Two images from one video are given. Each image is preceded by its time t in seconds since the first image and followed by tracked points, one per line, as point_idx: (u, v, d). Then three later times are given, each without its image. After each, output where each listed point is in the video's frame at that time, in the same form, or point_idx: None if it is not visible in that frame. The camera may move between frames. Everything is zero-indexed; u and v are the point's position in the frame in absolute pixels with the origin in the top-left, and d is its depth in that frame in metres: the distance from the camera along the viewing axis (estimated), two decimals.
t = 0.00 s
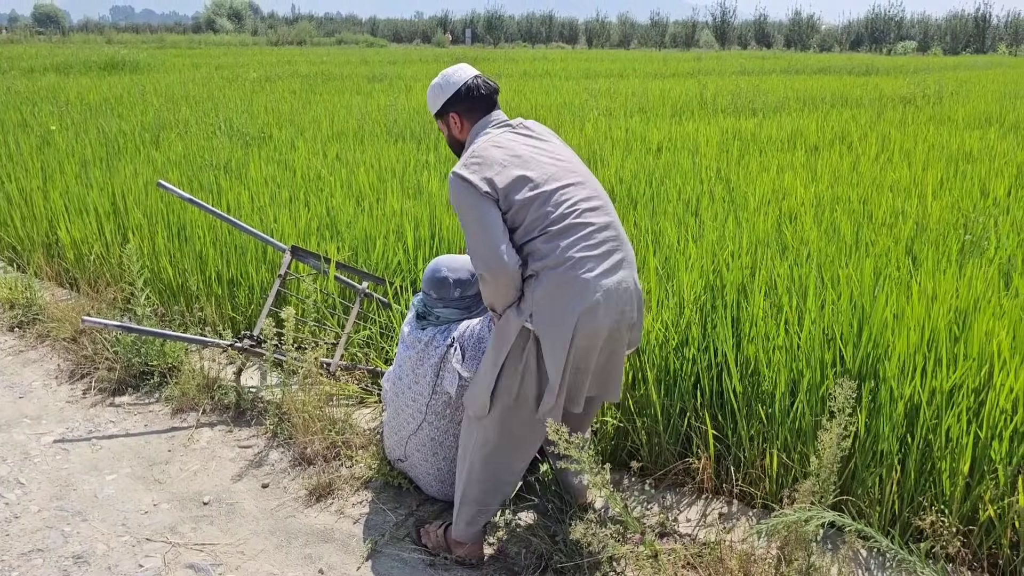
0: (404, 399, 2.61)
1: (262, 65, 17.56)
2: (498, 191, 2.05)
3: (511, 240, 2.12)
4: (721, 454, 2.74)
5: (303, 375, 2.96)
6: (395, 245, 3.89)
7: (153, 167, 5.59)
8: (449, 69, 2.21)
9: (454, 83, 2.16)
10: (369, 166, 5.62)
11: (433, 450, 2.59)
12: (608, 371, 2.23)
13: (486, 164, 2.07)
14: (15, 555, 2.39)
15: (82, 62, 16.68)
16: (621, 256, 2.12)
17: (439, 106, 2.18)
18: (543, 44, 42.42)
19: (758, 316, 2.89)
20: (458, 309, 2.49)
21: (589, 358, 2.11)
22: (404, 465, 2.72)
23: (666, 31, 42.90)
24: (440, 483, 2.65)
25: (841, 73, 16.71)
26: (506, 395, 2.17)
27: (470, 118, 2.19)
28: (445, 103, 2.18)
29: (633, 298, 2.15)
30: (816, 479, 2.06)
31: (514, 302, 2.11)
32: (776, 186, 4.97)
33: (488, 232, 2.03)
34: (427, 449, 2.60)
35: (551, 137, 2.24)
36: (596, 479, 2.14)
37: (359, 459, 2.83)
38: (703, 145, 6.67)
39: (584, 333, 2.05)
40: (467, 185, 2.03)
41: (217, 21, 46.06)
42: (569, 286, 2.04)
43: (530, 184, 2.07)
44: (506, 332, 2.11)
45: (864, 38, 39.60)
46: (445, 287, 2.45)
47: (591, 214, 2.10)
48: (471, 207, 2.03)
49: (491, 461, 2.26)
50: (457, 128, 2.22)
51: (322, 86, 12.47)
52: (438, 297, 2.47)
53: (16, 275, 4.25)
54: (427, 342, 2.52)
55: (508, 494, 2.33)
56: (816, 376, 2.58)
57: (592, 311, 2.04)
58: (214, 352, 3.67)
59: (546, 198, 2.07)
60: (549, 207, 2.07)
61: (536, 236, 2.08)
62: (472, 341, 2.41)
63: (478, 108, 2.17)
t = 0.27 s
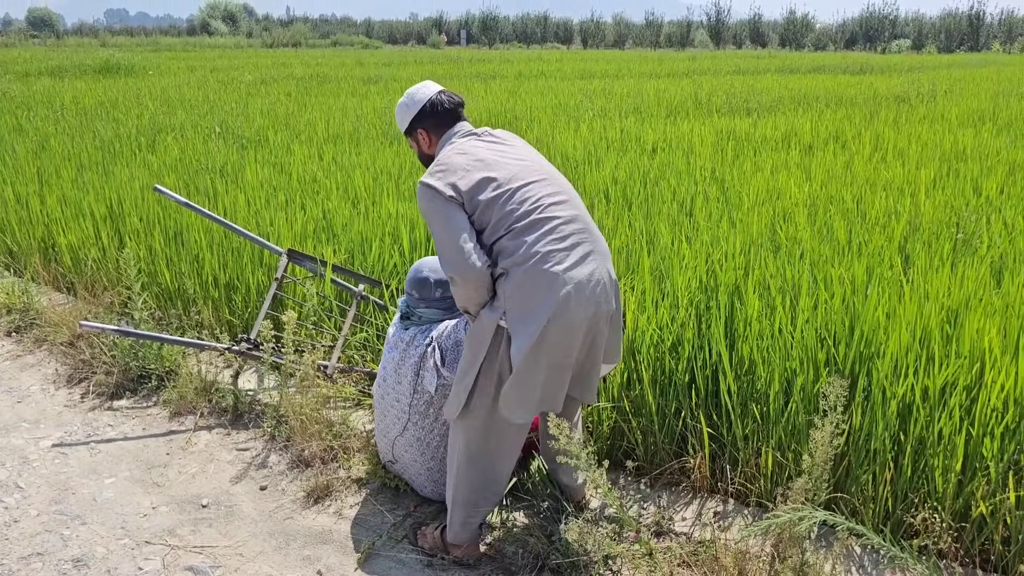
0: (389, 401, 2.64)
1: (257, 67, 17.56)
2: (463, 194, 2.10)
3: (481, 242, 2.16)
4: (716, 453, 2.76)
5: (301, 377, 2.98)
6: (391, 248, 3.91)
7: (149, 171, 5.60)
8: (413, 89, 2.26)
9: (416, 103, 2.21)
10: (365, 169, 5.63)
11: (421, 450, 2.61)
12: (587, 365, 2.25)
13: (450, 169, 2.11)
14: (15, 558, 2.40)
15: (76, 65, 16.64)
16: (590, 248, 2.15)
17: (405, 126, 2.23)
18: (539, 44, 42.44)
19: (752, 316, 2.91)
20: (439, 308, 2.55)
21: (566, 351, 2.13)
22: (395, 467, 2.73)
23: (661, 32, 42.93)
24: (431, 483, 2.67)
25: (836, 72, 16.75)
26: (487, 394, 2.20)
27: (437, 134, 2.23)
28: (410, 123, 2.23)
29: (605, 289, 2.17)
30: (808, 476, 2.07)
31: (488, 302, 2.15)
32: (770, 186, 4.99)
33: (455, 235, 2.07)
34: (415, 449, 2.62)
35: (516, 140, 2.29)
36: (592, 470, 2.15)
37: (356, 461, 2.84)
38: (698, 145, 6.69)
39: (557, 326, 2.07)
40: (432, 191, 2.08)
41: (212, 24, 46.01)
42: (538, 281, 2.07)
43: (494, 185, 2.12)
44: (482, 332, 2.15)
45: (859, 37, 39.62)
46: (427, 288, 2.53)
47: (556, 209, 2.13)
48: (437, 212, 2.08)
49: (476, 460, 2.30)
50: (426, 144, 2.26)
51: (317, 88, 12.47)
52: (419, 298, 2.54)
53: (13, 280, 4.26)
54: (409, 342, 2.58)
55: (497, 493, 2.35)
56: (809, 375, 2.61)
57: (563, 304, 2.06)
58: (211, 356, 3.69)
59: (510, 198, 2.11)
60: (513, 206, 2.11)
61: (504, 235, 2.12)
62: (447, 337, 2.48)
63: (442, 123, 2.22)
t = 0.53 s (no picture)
0: (382, 397, 2.64)
1: (253, 67, 17.55)
2: (454, 186, 2.12)
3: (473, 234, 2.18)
4: (712, 446, 2.78)
5: (298, 375, 2.99)
6: (388, 245, 3.92)
7: (145, 170, 5.60)
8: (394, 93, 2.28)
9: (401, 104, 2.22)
10: (362, 167, 5.64)
11: (417, 445, 2.62)
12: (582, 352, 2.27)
13: (440, 162, 2.14)
14: (15, 556, 2.41)
15: (72, 66, 16.62)
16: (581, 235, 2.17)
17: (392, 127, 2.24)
18: (535, 42, 42.43)
19: (747, 311, 2.92)
20: (421, 300, 2.59)
21: (560, 338, 2.14)
22: (393, 465, 2.74)
23: (658, 28, 42.91)
24: (428, 478, 2.67)
25: (832, 68, 16.76)
26: (482, 384, 2.22)
27: (426, 131, 2.24)
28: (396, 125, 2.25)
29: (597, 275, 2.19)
30: (803, 468, 2.07)
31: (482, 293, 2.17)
32: (766, 182, 5.01)
33: (448, 226, 2.09)
34: (411, 444, 2.63)
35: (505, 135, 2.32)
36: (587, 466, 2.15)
37: (355, 458, 2.86)
38: (694, 142, 6.70)
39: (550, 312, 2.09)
40: (423, 184, 2.10)
41: (208, 23, 45.95)
42: (530, 269, 2.08)
43: (484, 176, 2.14)
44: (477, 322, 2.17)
45: (856, 33, 39.61)
46: (408, 281, 2.56)
47: (546, 198, 2.15)
48: (429, 204, 2.10)
49: (474, 451, 2.30)
50: (415, 144, 2.27)
51: (314, 87, 12.47)
52: (402, 291, 2.58)
53: (11, 280, 4.27)
54: (399, 336, 2.59)
55: (496, 483, 2.36)
56: (805, 369, 2.62)
57: (555, 289, 2.07)
58: (210, 354, 3.70)
59: (500, 188, 2.13)
60: (504, 196, 2.12)
61: (495, 225, 2.13)
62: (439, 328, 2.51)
63: (430, 120, 2.24)
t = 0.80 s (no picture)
0: (382, 390, 2.64)
1: (252, 67, 17.55)
2: (456, 180, 2.13)
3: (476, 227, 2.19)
4: (712, 442, 2.78)
5: (299, 373, 2.99)
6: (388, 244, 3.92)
7: (145, 171, 5.60)
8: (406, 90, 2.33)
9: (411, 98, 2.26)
10: (361, 166, 5.64)
11: (419, 436, 2.63)
12: (582, 347, 2.27)
13: (445, 156, 2.15)
14: (17, 556, 2.42)
15: (71, 66, 16.63)
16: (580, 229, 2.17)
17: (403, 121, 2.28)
18: (534, 40, 42.39)
19: (747, 307, 2.93)
20: (407, 291, 2.59)
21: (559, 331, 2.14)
22: (394, 460, 2.73)
23: (657, 27, 42.87)
24: (429, 470, 2.68)
25: (831, 65, 16.75)
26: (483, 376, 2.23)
27: (435, 123, 2.28)
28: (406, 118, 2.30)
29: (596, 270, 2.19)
30: (803, 464, 2.07)
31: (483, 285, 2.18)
32: (765, 179, 5.01)
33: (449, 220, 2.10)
34: (412, 436, 2.63)
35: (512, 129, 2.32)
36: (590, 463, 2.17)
37: (356, 456, 2.86)
38: (693, 139, 6.70)
39: (549, 305, 2.09)
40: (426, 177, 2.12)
41: (207, 23, 45.92)
42: (529, 262, 2.08)
43: (486, 170, 2.14)
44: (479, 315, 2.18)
45: (855, 30, 39.56)
46: (389, 273, 2.55)
47: (546, 193, 2.15)
48: (431, 198, 2.12)
49: (475, 446, 2.31)
50: (425, 136, 2.31)
51: (313, 86, 12.47)
52: (386, 285, 2.57)
53: (11, 281, 4.27)
54: (396, 328, 2.59)
55: (497, 477, 2.36)
56: (804, 366, 2.62)
57: (553, 283, 2.08)
58: (210, 354, 3.70)
59: (500, 181, 2.13)
60: (504, 189, 2.13)
61: (496, 219, 2.14)
62: (445, 320, 2.57)
63: (440, 113, 2.27)
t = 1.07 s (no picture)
0: (376, 394, 2.65)
1: (255, 69, 17.58)
2: (465, 176, 2.14)
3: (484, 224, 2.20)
4: (714, 443, 2.79)
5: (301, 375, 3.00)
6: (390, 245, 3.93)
7: (148, 173, 5.62)
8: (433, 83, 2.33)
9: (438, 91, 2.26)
10: (363, 167, 5.65)
11: (415, 438, 2.64)
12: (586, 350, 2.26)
13: (458, 151, 2.17)
14: (21, 557, 2.43)
15: (73, 68, 16.67)
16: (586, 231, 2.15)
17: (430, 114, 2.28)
18: (536, 41, 42.41)
19: (748, 307, 2.94)
20: (385, 292, 2.61)
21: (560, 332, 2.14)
22: (394, 463, 2.74)
23: (658, 27, 42.87)
24: (427, 471, 2.68)
25: (833, 65, 16.75)
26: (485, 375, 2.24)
27: (461, 117, 2.28)
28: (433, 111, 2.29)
29: (601, 272, 2.17)
30: (803, 464, 2.07)
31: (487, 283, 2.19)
32: (767, 179, 5.01)
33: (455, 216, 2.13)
34: (409, 437, 2.64)
35: (530, 126, 2.31)
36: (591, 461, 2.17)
37: (358, 457, 2.87)
38: (695, 139, 6.71)
39: (548, 306, 2.10)
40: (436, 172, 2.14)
41: (209, 25, 45.99)
42: (529, 262, 2.09)
43: (496, 167, 2.14)
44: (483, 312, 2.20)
45: (856, 30, 39.51)
46: (367, 278, 2.60)
47: (554, 193, 2.15)
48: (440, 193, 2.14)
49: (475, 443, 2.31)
50: (450, 130, 2.31)
51: (314, 88, 12.49)
52: (364, 289, 2.61)
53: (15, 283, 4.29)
54: (381, 331, 2.61)
55: (497, 478, 2.36)
56: (806, 367, 2.63)
57: (554, 283, 2.08)
58: (213, 355, 3.71)
59: (508, 179, 2.13)
60: (511, 188, 2.13)
61: (501, 217, 2.14)
62: (427, 324, 2.51)
63: (466, 107, 2.27)
